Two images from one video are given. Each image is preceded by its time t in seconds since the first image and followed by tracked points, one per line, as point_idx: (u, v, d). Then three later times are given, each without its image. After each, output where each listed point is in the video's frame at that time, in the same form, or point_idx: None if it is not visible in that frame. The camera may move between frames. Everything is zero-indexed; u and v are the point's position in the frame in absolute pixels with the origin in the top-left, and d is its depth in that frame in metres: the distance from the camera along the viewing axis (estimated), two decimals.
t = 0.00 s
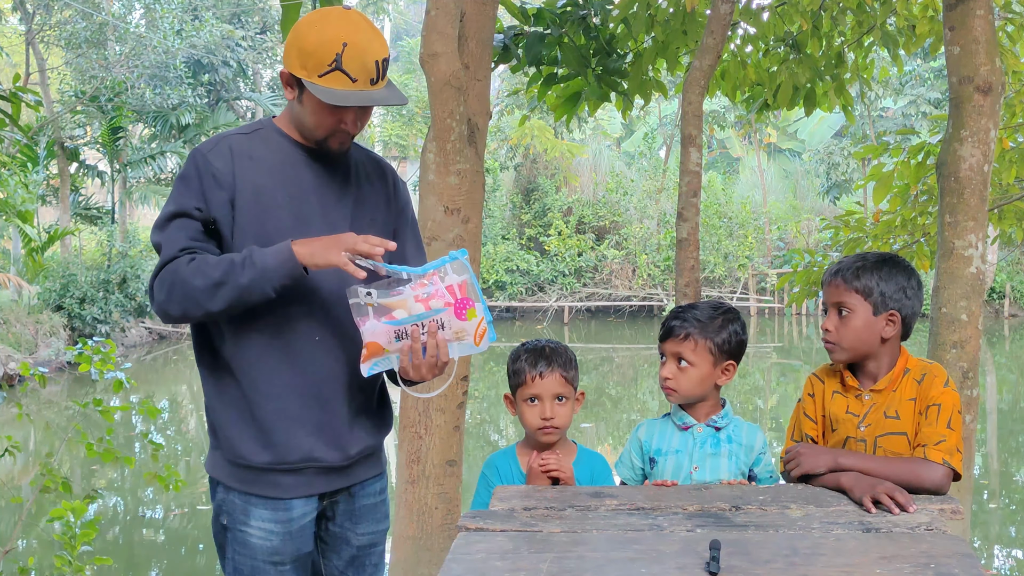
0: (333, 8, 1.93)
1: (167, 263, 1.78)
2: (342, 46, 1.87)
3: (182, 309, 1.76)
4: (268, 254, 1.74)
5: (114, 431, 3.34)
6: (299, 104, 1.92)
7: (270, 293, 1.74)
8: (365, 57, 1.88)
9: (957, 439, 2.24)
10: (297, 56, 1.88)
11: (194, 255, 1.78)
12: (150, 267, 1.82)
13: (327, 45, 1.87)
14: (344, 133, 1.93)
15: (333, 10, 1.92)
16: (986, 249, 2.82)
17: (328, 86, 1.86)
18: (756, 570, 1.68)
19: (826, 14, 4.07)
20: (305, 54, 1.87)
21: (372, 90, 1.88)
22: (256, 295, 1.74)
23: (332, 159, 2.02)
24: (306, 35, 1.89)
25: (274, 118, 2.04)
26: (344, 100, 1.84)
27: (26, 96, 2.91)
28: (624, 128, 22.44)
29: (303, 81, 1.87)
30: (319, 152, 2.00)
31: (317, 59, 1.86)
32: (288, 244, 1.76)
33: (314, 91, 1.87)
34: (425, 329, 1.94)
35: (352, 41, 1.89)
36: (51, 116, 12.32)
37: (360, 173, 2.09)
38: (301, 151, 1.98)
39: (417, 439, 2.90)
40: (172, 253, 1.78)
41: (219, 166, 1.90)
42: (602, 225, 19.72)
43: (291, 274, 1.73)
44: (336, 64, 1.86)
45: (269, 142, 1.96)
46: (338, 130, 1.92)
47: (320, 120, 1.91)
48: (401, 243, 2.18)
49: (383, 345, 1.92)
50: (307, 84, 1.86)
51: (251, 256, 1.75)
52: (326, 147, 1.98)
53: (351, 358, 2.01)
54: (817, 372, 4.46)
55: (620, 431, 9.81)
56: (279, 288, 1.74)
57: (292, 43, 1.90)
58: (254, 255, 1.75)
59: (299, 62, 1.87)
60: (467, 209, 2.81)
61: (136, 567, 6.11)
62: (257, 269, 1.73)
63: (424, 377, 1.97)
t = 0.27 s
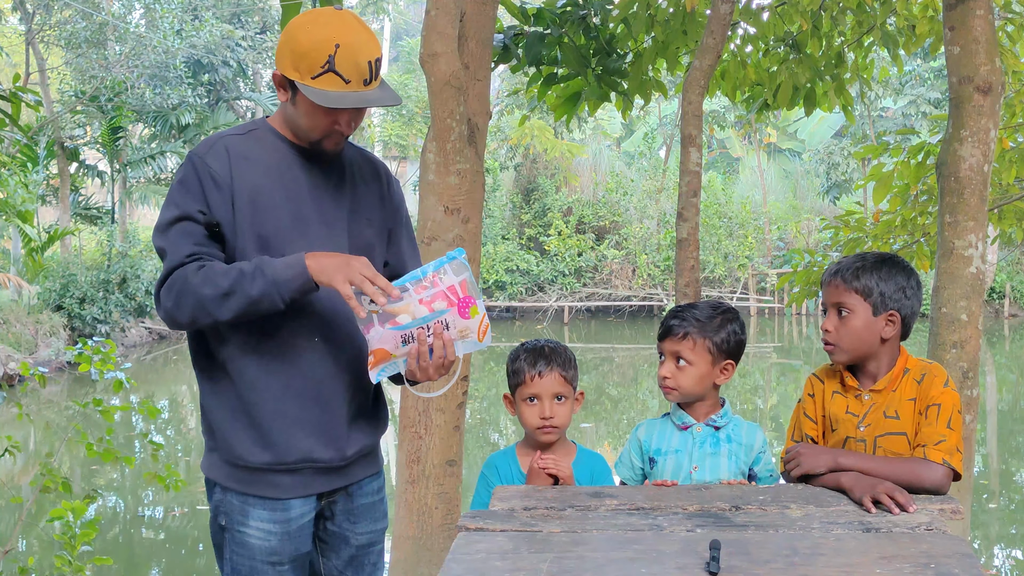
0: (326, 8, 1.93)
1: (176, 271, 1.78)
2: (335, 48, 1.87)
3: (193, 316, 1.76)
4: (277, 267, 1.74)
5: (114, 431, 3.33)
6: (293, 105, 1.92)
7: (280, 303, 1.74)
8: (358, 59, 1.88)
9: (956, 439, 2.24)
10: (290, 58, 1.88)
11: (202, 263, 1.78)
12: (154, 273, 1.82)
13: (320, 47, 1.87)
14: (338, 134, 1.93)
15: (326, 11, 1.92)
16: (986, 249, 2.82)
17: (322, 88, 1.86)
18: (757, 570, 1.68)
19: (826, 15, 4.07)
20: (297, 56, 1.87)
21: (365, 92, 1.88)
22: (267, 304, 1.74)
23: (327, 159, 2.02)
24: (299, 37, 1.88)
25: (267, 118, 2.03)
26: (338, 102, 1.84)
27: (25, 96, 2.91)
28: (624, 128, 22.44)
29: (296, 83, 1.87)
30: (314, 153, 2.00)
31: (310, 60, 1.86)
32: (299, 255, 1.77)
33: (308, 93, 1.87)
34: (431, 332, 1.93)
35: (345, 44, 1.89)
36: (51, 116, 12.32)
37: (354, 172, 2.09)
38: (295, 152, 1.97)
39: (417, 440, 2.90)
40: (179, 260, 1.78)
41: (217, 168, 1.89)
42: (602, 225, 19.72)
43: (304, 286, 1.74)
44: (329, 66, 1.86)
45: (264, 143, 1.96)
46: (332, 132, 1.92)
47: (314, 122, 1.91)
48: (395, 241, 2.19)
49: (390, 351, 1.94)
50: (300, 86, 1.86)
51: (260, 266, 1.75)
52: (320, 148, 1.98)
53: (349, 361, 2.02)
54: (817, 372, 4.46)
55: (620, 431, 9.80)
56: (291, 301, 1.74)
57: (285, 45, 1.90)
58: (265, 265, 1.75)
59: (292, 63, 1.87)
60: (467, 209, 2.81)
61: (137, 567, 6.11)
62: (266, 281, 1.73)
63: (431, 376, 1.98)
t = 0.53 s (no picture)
0: (319, 8, 1.92)
1: (178, 274, 1.77)
2: (330, 48, 1.87)
3: (195, 320, 1.75)
4: (282, 270, 1.73)
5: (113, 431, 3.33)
6: (287, 106, 1.92)
7: (284, 307, 1.74)
8: (353, 59, 1.88)
9: (957, 439, 2.24)
10: (284, 59, 1.87)
11: (204, 266, 1.77)
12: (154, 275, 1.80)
13: (315, 47, 1.87)
14: (333, 134, 1.93)
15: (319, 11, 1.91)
16: (986, 249, 2.82)
17: (317, 89, 1.86)
18: (757, 570, 1.68)
19: (826, 14, 4.07)
20: (291, 56, 1.86)
21: (359, 92, 1.89)
22: (271, 309, 1.73)
23: (321, 160, 2.03)
24: (293, 37, 1.88)
25: (259, 118, 2.02)
26: (333, 103, 1.84)
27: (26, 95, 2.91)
28: (624, 128, 22.45)
29: (291, 84, 1.87)
30: (308, 154, 2.01)
31: (304, 61, 1.86)
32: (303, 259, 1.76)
33: (302, 94, 1.86)
34: (430, 326, 1.92)
35: (340, 44, 1.89)
36: (51, 116, 12.31)
37: (348, 173, 2.10)
38: (290, 152, 1.98)
39: (417, 439, 2.90)
40: (180, 262, 1.77)
41: (215, 169, 1.88)
42: (601, 225, 19.71)
43: (307, 290, 1.73)
44: (324, 66, 1.85)
45: (259, 144, 1.96)
46: (327, 132, 1.92)
47: (309, 122, 1.91)
48: (387, 241, 2.21)
49: (392, 349, 1.94)
50: (295, 87, 1.85)
51: (265, 270, 1.75)
52: (315, 148, 1.98)
53: (348, 364, 2.02)
54: (817, 372, 4.46)
55: (620, 431, 9.80)
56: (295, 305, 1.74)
57: (278, 45, 1.90)
58: (270, 269, 1.74)
59: (286, 64, 1.87)
60: (467, 209, 2.81)
61: (136, 567, 6.10)
62: (272, 285, 1.72)
63: (435, 371, 1.96)
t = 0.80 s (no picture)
0: (311, 6, 1.92)
1: (172, 281, 1.75)
2: (325, 45, 1.87)
3: (190, 326, 1.74)
4: (271, 268, 1.71)
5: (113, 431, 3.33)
6: (281, 106, 1.91)
7: (277, 307, 1.72)
8: (347, 56, 1.89)
9: (956, 439, 2.24)
10: (278, 58, 1.86)
11: (196, 271, 1.75)
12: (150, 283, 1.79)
13: (310, 46, 1.86)
14: (328, 132, 1.93)
15: (312, 9, 1.91)
16: (986, 249, 2.82)
17: (313, 86, 1.85)
18: (756, 570, 1.68)
19: (826, 15, 4.07)
20: (286, 55, 1.86)
21: (355, 88, 1.89)
22: (265, 310, 1.71)
23: (312, 160, 2.03)
24: (287, 36, 1.87)
25: (250, 120, 2.02)
26: (331, 99, 1.84)
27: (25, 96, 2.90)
28: (624, 128, 22.44)
29: (286, 82, 1.86)
30: (301, 153, 2.01)
31: (299, 60, 1.85)
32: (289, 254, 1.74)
33: (298, 92, 1.86)
34: (440, 320, 1.94)
35: (335, 41, 1.89)
36: (51, 116, 12.31)
37: (339, 174, 2.10)
38: (283, 153, 1.98)
39: (417, 439, 2.90)
40: (173, 270, 1.75)
41: (208, 174, 1.87)
42: (601, 225, 19.71)
43: (296, 286, 1.71)
44: (319, 63, 1.86)
45: (251, 147, 1.95)
46: (322, 130, 1.93)
47: (305, 121, 1.91)
48: (377, 239, 2.22)
49: (403, 345, 1.94)
50: (291, 85, 1.85)
51: (255, 269, 1.72)
52: (308, 148, 1.98)
53: (347, 366, 2.03)
54: (817, 372, 4.46)
55: (620, 431, 9.79)
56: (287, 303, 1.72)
57: (272, 44, 1.89)
58: (259, 269, 1.72)
59: (281, 63, 1.86)
60: (467, 208, 2.81)
61: (136, 567, 6.11)
62: (262, 285, 1.70)
63: (443, 363, 1.99)
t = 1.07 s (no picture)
0: (304, 4, 1.92)
1: (166, 290, 1.74)
2: (321, 42, 1.87)
3: (187, 335, 1.73)
4: (256, 268, 1.69)
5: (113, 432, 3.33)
6: (277, 105, 1.91)
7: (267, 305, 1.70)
8: (342, 52, 1.89)
9: (956, 440, 2.24)
10: (274, 57, 1.86)
11: (188, 280, 1.74)
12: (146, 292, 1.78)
13: (306, 43, 1.86)
14: (324, 128, 1.93)
15: (305, 7, 1.90)
16: (986, 249, 2.82)
17: (311, 83, 1.85)
18: (756, 570, 1.68)
19: (826, 15, 4.07)
20: (281, 53, 1.85)
21: (352, 84, 1.89)
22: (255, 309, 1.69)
23: (305, 160, 2.03)
24: (282, 33, 1.87)
25: (243, 121, 2.01)
26: (328, 96, 1.84)
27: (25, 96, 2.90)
28: (624, 128, 22.43)
29: (283, 81, 1.86)
30: (296, 153, 2.01)
31: (295, 57, 1.85)
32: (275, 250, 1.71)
33: (295, 90, 1.86)
34: (451, 309, 1.94)
35: (330, 37, 1.89)
36: (51, 116, 12.30)
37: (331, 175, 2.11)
38: (279, 155, 1.98)
39: (417, 439, 2.90)
40: (169, 279, 1.74)
41: (203, 180, 1.86)
42: (601, 225, 19.71)
43: (283, 280, 1.69)
44: (316, 60, 1.85)
45: (245, 150, 1.94)
46: (318, 127, 1.93)
47: (301, 119, 1.91)
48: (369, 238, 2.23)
49: (414, 331, 1.94)
50: (287, 82, 1.85)
51: (242, 268, 1.70)
52: (302, 146, 1.98)
53: (344, 368, 2.03)
54: (817, 372, 4.46)
55: (620, 431, 9.79)
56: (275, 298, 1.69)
57: (266, 43, 1.88)
58: (246, 268, 1.69)
59: (277, 62, 1.85)
60: (467, 208, 2.82)
61: (136, 567, 6.11)
62: (249, 286, 1.68)
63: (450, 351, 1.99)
